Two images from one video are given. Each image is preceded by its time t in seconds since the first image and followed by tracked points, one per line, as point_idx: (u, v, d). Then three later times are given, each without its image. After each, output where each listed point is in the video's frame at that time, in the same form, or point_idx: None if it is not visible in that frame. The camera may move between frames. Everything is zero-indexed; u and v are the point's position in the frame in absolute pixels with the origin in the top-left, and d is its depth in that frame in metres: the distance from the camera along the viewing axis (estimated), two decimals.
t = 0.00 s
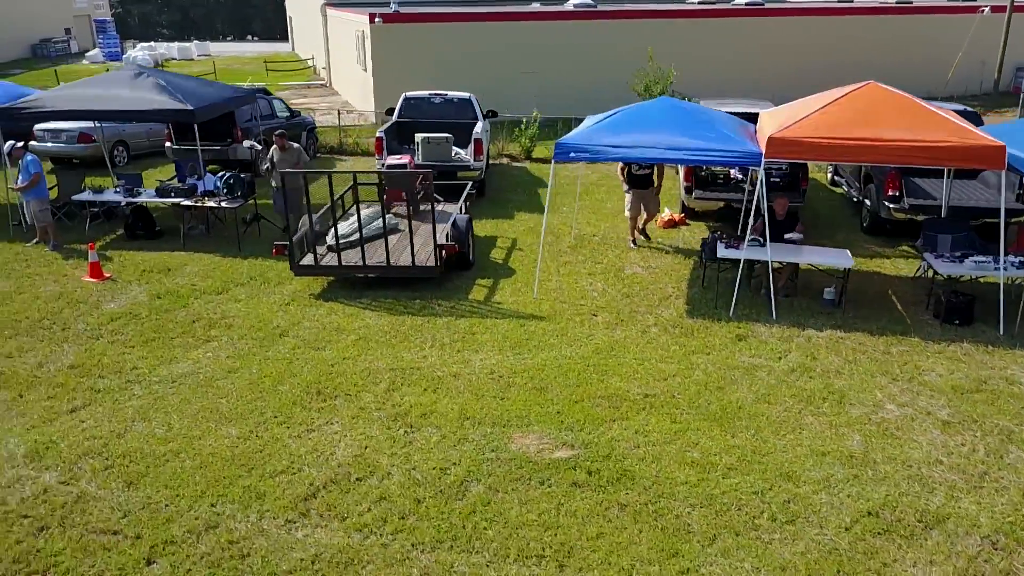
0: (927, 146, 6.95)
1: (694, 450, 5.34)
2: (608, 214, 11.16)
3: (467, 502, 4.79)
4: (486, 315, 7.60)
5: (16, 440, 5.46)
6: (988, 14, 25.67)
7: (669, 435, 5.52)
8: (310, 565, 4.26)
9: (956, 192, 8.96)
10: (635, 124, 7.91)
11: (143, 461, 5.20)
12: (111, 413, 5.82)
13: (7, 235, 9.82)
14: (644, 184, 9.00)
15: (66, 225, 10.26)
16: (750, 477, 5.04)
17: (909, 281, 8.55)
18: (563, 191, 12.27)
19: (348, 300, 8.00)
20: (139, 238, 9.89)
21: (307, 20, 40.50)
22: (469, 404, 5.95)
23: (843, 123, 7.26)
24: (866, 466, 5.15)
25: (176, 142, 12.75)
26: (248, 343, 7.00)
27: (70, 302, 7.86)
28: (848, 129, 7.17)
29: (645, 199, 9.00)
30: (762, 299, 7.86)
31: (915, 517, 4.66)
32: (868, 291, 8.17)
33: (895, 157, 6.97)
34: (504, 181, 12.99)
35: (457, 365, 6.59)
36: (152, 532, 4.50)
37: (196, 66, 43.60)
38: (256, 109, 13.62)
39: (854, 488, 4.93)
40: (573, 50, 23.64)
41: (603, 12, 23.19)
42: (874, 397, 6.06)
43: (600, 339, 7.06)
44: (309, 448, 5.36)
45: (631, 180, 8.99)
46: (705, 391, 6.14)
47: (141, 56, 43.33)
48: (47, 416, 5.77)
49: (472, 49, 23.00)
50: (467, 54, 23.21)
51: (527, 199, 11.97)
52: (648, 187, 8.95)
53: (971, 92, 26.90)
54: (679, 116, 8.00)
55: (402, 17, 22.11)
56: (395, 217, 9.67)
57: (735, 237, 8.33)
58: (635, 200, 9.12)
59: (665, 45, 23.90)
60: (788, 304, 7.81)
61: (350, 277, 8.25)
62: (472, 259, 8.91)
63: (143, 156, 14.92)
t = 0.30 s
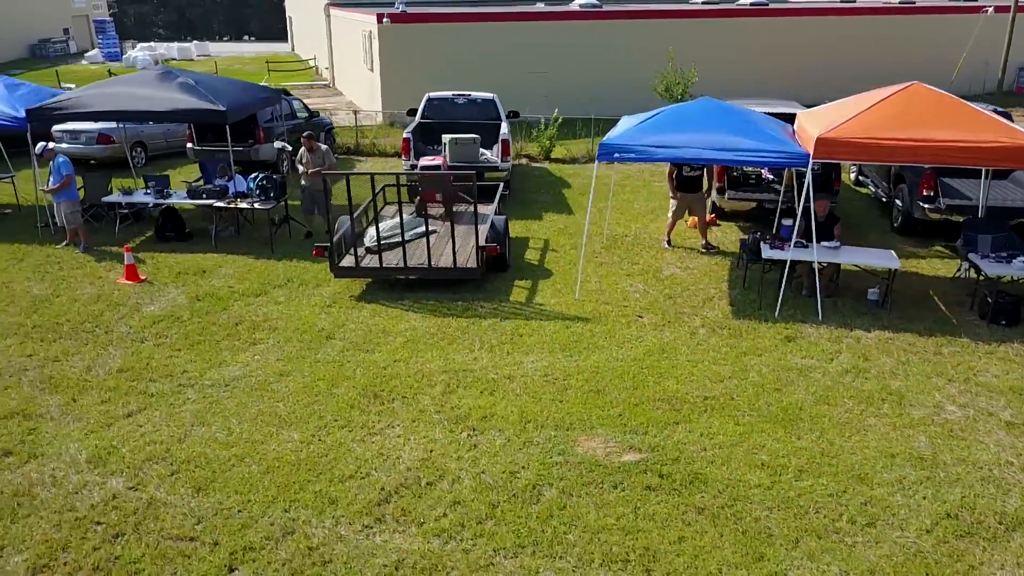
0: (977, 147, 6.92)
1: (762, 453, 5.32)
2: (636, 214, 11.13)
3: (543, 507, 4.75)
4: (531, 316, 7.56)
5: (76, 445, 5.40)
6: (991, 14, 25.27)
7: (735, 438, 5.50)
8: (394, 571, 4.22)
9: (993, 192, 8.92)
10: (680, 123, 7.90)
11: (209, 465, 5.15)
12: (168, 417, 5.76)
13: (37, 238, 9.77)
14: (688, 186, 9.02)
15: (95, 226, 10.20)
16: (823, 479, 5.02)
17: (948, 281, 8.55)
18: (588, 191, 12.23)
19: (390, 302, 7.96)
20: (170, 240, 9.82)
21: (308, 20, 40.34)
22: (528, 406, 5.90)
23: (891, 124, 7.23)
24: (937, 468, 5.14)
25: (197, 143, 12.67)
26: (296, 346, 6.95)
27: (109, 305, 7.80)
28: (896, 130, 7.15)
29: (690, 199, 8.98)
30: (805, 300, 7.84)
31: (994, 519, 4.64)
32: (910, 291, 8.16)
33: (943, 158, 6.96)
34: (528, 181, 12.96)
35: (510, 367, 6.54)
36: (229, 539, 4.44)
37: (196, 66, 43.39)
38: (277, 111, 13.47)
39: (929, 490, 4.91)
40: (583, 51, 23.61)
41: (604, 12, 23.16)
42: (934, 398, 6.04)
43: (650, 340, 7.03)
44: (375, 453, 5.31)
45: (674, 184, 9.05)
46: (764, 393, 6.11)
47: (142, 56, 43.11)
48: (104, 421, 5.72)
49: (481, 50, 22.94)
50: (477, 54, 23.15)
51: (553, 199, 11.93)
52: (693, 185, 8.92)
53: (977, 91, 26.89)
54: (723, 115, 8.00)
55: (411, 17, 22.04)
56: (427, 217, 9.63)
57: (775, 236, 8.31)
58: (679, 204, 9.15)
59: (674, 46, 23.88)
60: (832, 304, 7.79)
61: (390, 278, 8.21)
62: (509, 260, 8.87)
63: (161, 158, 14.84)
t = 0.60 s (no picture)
0: (1010, 144, 6.99)
1: (818, 452, 5.32)
2: (653, 213, 11.12)
3: (609, 509, 4.72)
4: (565, 316, 7.52)
5: (125, 453, 5.31)
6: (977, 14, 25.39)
7: (789, 438, 5.49)
8: None
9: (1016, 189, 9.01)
10: (709, 122, 7.92)
11: (265, 471, 5.07)
12: (214, 423, 5.67)
13: (52, 242, 9.64)
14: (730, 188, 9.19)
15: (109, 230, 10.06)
16: (883, 477, 5.02)
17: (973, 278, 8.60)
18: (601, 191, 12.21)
19: (420, 303, 7.91)
20: (187, 243, 9.69)
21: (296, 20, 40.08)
22: (577, 408, 5.87)
23: (923, 122, 7.30)
24: (994, 465, 5.15)
25: (205, 144, 12.47)
26: (332, 349, 6.87)
27: (136, 309, 7.69)
28: (928, 128, 7.22)
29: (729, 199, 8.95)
30: (837, 298, 7.85)
31: None
32: (938, 288, 8.19)
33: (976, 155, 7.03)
34: (540, 181, 12.92)
35: (552, 368, 6.50)
36: (297, 546, 4.37)
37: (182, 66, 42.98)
38: (285, 111, 13.26)
39: (990, 487, 4.93)
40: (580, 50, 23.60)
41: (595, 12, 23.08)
42: (979, 395, 6.07)
43: (688, 340, 7.02)
44: (431, 456, 5.25)
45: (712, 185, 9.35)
46: (810, 392, 6.11)
47: (127, 56, 42.64)
48: (149, 427, 5.62)
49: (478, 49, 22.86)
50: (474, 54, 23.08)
51: (567, 199, 11.90)
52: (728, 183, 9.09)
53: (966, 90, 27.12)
54: (750, 114, 8.04)
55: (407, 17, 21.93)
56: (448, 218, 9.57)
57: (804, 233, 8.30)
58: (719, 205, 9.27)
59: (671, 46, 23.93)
60: (864, 301, 7.80)
61: (419, 279, 8.15)
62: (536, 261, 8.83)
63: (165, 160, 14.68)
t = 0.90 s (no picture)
0: None
1: (876, 450, 5.35)
2: (672, 211, 11.14)
3: (681, 510, 4.73)
4: (602, 317, 7.51)
5: (182, 460, 5.24)
6: (964, 14, 25.67)
7: (845, 436, 5.53)
8: None
9: None
10: (740, 122, 7.97)
11: (328, 477, 5.03)
12: (268, 428, 5.62)
13: (70, 247, 9.52)
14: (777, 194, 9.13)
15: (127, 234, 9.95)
16: (945, 474, 5.06)
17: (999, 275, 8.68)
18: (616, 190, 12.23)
19: (454, 306, 7.89)
20: (208, 246, 9.59)
21: (284, 21, 39.79)
22: (631, 408, 5.86)
23: (956, 121, 7.36)
24: None
25: (215, 147, 12.41)
26: (374, 352, 6.83)
27: (168, 313, 7.60)
28: (961, 127, 7.28)
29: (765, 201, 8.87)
30: (869, 296, 7.90)
31: None
32: (967, 286, 8.27)
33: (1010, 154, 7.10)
34: (552, 182, 12.92)
35: (599, 369, 6.50)
36: (376, 552, 4.34)
37: (167, 66, 42.56)
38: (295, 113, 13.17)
39: None
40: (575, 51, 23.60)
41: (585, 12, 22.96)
42: None
43: (729, 340, 7.05)
44: (493, 459, 5.24)
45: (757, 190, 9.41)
46: (858, 390, 6.16)
47: (111, 57, 42.15)
48: (202, 434, 5.55)
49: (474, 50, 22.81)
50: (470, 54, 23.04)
51: (583, 199, 11.90)
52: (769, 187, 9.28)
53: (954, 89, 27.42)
54: (780, 114, 8.10)
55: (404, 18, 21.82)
56: (472, 219, 9.54)
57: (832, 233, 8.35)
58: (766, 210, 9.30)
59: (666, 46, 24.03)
60: (897, 300, 7.86)
61: (451, 281, 8.12)
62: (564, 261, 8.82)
63: (171, 162, 14.54)
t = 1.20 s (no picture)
0: None
1: (933, 447, 5.40)
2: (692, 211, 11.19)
3: (750, 508, 4.77)
4: (640, 317, 7.54)
5: (244, 463, 5.23)
6: (957, 14, 25.90)
7: (900, 433, 5.58)
8: None
9: None
10: (773, 123, 8.03)
11: (394, 479, 5.03)
12: (325, 430, 5.61)
13: (94, 251, 9.45)
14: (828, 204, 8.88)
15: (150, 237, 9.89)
16: (1004, 471, 5.12)
17: None
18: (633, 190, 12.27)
19: (490, 307, 7.89)
20: (233, 248, 9.55)
21: (276, 21, 39.59)
22: (684, 408, 5.89)
23: (988, 122, 7.47)
24: None
25: (231, 148, 12.36)
26: (418, 354, 6.82)
27: (204, 316, 7.57)
28: (994, 128, 7.40)
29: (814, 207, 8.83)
30: (903, 295, 7.97)
31: None
32: (996, 284, 8.35)
33: None
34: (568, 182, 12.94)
35: (646, 369, 6.52)
36: (455, 553, 4.34)
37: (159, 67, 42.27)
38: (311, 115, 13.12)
39: None
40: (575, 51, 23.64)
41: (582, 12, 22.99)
42: None
43: (770, 339, 7.10)
44: (556, 459, 5.25)
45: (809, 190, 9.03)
46: (905, 388, 6.22)
47: (102, 58, 41.83)
48: (260, 437, 5.53)
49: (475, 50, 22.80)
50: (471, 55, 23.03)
51: (601, 199, 11.93)
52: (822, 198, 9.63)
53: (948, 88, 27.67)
54: (812, 115, 8.17)
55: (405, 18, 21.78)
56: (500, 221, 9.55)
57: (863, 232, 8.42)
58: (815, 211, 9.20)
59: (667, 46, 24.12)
60: (930, 298, 7.93)
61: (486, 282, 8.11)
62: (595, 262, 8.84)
63: (181, 164, 14.45)
